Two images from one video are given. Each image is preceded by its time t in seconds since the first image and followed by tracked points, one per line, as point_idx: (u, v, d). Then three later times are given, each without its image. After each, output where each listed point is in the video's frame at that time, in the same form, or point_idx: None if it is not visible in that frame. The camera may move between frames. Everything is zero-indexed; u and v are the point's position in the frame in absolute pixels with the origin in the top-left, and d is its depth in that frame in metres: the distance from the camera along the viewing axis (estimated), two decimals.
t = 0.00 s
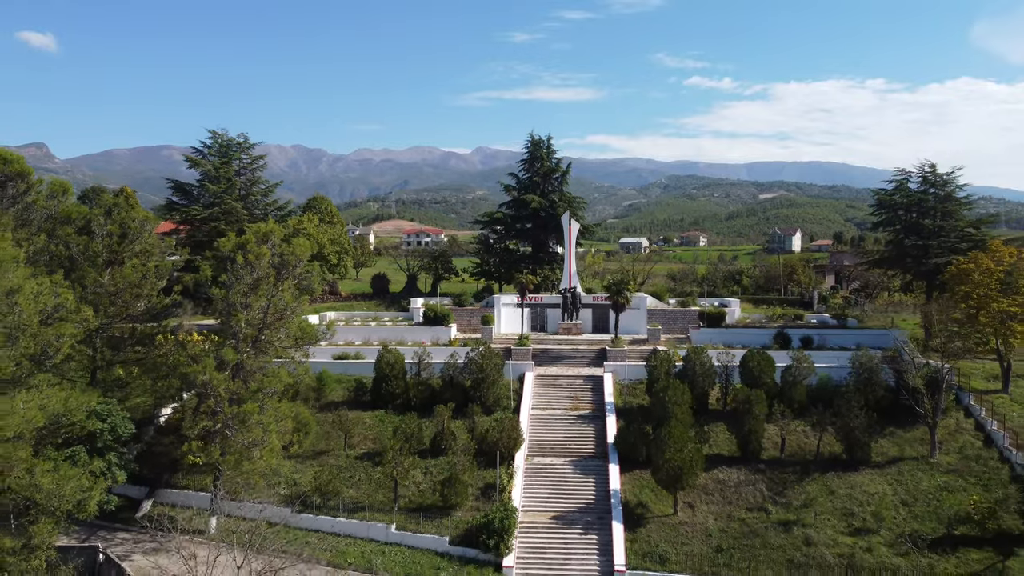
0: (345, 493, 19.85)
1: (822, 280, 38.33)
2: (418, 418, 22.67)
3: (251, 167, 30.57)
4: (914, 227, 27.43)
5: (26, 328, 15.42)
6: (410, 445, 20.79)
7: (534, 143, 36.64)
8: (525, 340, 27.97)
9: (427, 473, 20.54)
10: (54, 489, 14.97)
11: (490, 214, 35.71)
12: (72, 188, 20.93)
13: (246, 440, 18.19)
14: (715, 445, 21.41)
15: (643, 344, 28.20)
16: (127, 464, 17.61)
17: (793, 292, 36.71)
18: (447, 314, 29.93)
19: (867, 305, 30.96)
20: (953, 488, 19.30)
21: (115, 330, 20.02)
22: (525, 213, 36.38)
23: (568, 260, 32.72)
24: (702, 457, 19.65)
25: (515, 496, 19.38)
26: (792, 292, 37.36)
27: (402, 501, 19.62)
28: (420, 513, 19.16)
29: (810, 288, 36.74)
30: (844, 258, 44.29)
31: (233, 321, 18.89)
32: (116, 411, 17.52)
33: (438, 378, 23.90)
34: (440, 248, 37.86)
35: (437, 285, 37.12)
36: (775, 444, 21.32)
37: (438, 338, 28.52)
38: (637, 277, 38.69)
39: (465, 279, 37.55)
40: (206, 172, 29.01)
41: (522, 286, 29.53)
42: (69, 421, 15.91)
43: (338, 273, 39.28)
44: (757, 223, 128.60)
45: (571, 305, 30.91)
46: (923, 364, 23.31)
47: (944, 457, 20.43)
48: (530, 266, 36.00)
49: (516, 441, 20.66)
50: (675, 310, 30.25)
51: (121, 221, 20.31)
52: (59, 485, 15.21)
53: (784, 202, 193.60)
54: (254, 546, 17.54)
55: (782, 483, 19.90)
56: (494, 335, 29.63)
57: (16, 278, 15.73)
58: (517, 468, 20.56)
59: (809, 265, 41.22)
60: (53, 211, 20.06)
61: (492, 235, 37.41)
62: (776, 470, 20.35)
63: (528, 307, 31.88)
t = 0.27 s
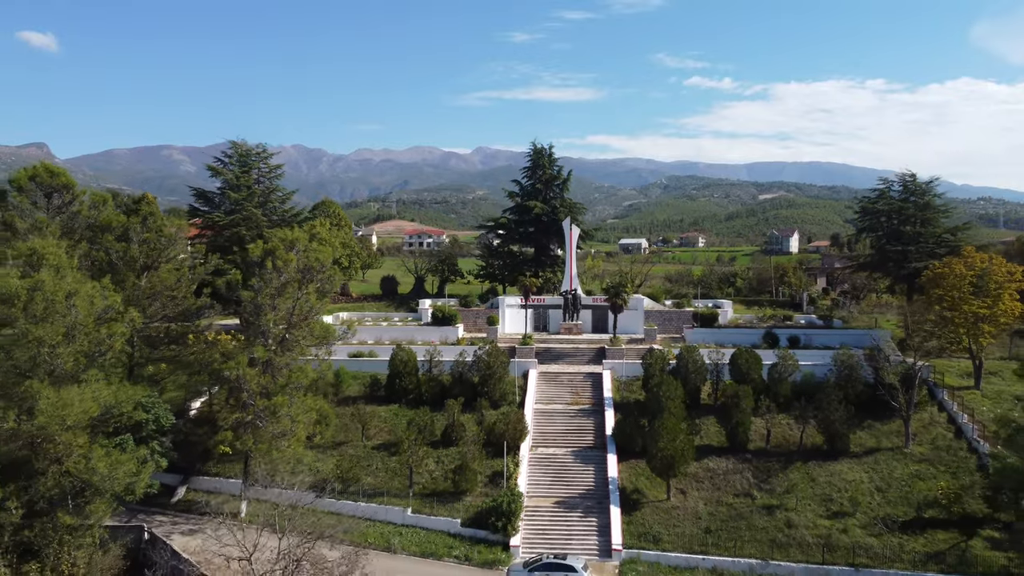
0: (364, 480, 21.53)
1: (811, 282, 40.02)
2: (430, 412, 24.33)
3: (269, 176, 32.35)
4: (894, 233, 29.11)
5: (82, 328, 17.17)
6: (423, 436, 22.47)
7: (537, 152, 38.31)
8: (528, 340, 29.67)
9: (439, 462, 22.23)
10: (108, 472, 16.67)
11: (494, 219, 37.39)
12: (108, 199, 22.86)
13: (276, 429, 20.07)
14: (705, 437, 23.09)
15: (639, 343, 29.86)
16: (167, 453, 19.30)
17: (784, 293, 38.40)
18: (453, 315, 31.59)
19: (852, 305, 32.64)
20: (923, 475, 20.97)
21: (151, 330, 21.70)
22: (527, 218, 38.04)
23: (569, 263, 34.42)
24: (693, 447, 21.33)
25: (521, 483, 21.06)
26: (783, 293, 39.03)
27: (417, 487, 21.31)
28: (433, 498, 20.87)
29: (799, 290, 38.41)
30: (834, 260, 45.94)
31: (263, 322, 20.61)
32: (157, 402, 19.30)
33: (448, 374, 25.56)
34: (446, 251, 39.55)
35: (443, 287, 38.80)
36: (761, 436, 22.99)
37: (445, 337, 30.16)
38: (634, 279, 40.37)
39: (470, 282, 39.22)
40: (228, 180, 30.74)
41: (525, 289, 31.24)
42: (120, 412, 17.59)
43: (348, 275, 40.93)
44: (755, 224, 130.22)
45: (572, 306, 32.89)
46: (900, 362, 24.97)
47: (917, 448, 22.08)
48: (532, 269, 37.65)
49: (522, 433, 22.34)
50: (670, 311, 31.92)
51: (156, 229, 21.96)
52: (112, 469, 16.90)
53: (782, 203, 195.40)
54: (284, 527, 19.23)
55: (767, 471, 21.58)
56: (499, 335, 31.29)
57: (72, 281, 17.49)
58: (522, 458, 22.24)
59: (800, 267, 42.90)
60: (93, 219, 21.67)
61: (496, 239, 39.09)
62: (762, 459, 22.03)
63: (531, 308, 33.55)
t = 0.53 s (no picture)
0: (385, 469, 23.19)
1: (805, 283, 41.71)
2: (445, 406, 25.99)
3: (289, 182, 34.01)
4: (882, 239, 30.87)
5: (133, 327, 19.00)
6: (440, 428, 24.13)
7: (542, 159, 40.01)
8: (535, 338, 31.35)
9: (455, 452, 23.88)
10: (157, 459, 18.46)
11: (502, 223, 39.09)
12: (147, 205, 24.24)
13: (307, 421, 21.69)
14: (702, 430, 24.75)
15: (640, 342, 31.54)
16: (206, 443, 20.98)
17: (778, 295, 40.11)
18: (464, 315, 33.24)
19: (843, 306, 34.34)
20: (904, 465, 22.62)
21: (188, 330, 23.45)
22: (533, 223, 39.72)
23: (574, 265, 36.06)
24: (691, 439, 22.99)
25: (531, 471, 22.73)
26: (778, 295, 40.69)
27: (434, 475, 22.98)
28: (450, 485, 22.54)
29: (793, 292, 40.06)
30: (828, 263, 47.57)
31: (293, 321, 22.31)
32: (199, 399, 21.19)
33: (461, 371, 27.23)
34: (455, 255, 41.24)
35: (452, 288, 40.49)
36: (755, 428, 24.65)
37: (456, 336, 31.80)
38: (635, 281, 42.05)
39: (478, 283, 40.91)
40: (250, 187, 32.46)
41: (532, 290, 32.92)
42: (166, 404, 19.43)
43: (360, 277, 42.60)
44: (754, 225, 131.86)
45: (575, 307, 34.35)
46: (886, 360, 26.63)
47: (900, 440, 23.72)
48: (537, 271, 39.28)
49: (531, 425, 24.00)
50: (670, 312, 33.59)
51: (191, 234, 23.59)
52: (161, 456, 18.71)
53: (781, 204, 197.01)
54: (314, 510, 20.90)
55: (760, 461, 23.24)
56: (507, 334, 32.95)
57: (123, 285, 19.28)
58: (532, 449, 23.91)
59: (795, 270, 44.54)
60: (133, 226, 23.33)
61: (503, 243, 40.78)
62: (755, 450, 23.69)
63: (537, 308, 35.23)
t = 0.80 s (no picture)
0: (407, 459, 24.81)
1: (802, 285, 43.35)
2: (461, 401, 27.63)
3: (310, 189, 35.67)
4: (873, 245, 32.74)
5: (180, 326, 20.74)
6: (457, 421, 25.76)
7: (549, 166, 41.68)
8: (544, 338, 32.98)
9: (471, 444, 25.51)
10: (203, 448, 20.06)
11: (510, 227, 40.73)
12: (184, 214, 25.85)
13: (336, 415, 23.34)
14: (703, 424, 26.38)
15: (644, 341, 33.19)
16: (243, 434, 22.60)
17: (776, 296, 41.78)
18: (476, 315, 34.87)
19: (837, 308, 36.00)
20: (892, 456, 24.22)
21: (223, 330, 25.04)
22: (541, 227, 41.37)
23: (580, 268, 37.70)
24: (692, 432, 24.61)
25: (544, 461, 24.36)
26: (775, 296, 42.33)
27: (453, 465, 24.60)
28: (468, 474, 24.17)
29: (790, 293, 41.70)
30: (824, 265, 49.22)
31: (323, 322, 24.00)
32: (237, 393, 22.80)
33: (475, 368, 28.85)
34: (465, 258, 42.91)
35: (462, 290, 42.12)
36: (752, 423, 26.27)
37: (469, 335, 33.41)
38: (638, 283, 43.67)
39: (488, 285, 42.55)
40: (273, 195, 34.10)
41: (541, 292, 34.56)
42: (210, 397, 21.11)
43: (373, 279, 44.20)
44: (753, 226, 133.43)
45: (582, 307, 36.10)
46: (876, 359, 28.27)
47: (888, 433, 25.35)
48: (544, 274, 40.89)
49: (543, 418, 25.63)
50: (672, 313, 35.22)
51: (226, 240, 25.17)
52: (207, 446, 20.30)
53: (780, 205, 198.76)
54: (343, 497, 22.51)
55: (757, 453, 24.87)
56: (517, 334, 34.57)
57: (171, 287, 21.06)
58: (544, 441, 25.53)
59: (792, 272, 46.19)
60: (172, 232, 24.92)
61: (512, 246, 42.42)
62: (752, 443, 25.31)
63: (545, 309, 36.88)
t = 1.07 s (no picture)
0: (426, 450, 26.52)
1: (795, 286, 45.20)
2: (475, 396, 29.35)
3: (326, 194, 37.30)
4: (863, 248, 34.77)
5: (221, 324, 22.41)
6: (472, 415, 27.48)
7: (554, 171, 43.41)
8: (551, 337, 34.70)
9: (486, 435, 27.23)
10: (243, 436, 21.72)
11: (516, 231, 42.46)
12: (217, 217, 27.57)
13: (361, 407, 25.05)
14: (702, 417, 28.15)
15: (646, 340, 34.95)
16: (275, 425, 24.28)
17: (770, 297, 43.59)
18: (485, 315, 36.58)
19: (828, 308, 37.88)
20: (879, 447, 25.99)
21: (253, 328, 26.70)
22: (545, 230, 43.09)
23: (584, 270, 39.43)
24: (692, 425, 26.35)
25: (554, 451, 26.10)
26: (770, 297, 44.15)
27: (469, 455, 26.31)
28: (483, 463, 25.89)
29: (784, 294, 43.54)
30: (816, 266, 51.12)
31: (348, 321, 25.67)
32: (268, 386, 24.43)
33: (487, 365, 30.56)
34: (472, 260, 44.62)
35: (470, 291, 43.84)
36: (748, 416, 28.04)
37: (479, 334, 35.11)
38: (638, 284, 45.44)
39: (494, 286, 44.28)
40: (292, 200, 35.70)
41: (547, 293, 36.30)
42: (247, 390, 22.79)
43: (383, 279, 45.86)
44: (748, 227, 135.27)
45: (585, 307, 37.89)
46: (865, 357, 30.09)
47: (875, 425, 27.15)
48: (548, 275, 42.61)
49: (553, 412, 27.37)
50: (672, 314, 36.99)
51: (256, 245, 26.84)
52: (246, 435, 21.95)
53: (775, 206, 200.94)
54: (369, 484, 24.21)
55: (753, 444, 26.63)
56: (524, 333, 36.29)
57: (212, 288, 22.81)
58: (554, 433, 27.26)
59: (785, 273, 48.05)
60: (206, 236, 26.56)
61: (517, 249, 44.14)
62: (748, 435, 27.08)
63: (550, 309, 38.62)
